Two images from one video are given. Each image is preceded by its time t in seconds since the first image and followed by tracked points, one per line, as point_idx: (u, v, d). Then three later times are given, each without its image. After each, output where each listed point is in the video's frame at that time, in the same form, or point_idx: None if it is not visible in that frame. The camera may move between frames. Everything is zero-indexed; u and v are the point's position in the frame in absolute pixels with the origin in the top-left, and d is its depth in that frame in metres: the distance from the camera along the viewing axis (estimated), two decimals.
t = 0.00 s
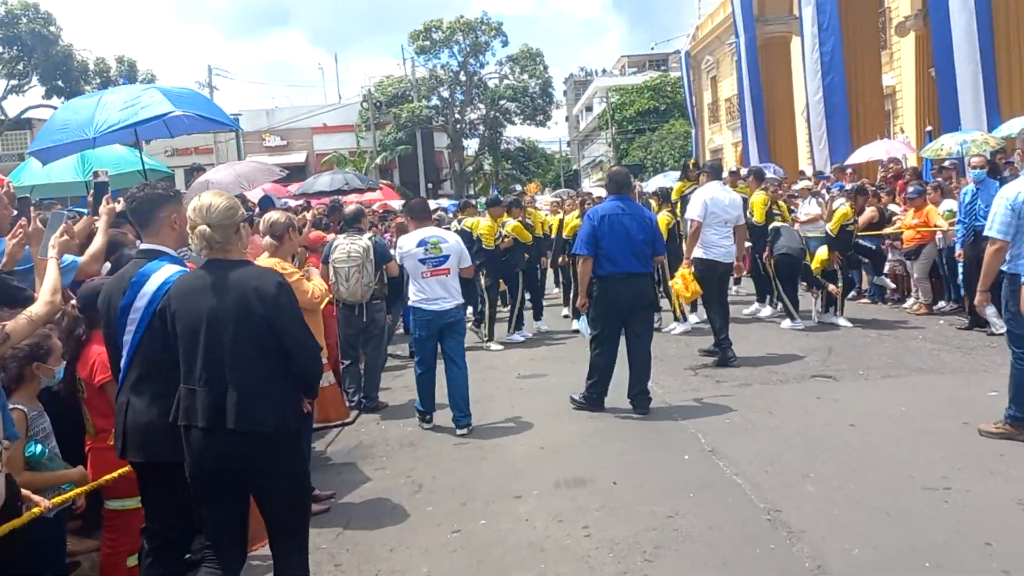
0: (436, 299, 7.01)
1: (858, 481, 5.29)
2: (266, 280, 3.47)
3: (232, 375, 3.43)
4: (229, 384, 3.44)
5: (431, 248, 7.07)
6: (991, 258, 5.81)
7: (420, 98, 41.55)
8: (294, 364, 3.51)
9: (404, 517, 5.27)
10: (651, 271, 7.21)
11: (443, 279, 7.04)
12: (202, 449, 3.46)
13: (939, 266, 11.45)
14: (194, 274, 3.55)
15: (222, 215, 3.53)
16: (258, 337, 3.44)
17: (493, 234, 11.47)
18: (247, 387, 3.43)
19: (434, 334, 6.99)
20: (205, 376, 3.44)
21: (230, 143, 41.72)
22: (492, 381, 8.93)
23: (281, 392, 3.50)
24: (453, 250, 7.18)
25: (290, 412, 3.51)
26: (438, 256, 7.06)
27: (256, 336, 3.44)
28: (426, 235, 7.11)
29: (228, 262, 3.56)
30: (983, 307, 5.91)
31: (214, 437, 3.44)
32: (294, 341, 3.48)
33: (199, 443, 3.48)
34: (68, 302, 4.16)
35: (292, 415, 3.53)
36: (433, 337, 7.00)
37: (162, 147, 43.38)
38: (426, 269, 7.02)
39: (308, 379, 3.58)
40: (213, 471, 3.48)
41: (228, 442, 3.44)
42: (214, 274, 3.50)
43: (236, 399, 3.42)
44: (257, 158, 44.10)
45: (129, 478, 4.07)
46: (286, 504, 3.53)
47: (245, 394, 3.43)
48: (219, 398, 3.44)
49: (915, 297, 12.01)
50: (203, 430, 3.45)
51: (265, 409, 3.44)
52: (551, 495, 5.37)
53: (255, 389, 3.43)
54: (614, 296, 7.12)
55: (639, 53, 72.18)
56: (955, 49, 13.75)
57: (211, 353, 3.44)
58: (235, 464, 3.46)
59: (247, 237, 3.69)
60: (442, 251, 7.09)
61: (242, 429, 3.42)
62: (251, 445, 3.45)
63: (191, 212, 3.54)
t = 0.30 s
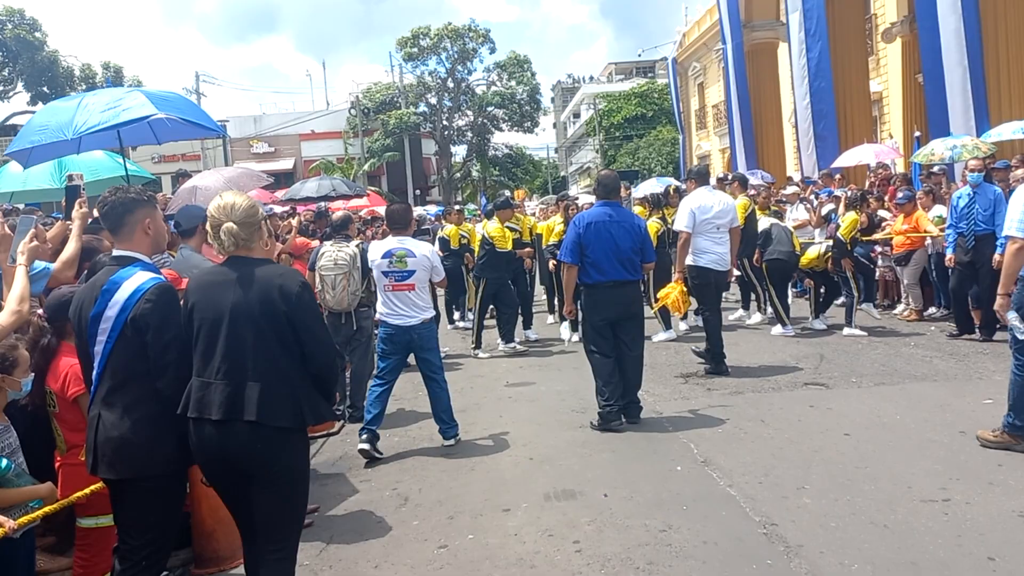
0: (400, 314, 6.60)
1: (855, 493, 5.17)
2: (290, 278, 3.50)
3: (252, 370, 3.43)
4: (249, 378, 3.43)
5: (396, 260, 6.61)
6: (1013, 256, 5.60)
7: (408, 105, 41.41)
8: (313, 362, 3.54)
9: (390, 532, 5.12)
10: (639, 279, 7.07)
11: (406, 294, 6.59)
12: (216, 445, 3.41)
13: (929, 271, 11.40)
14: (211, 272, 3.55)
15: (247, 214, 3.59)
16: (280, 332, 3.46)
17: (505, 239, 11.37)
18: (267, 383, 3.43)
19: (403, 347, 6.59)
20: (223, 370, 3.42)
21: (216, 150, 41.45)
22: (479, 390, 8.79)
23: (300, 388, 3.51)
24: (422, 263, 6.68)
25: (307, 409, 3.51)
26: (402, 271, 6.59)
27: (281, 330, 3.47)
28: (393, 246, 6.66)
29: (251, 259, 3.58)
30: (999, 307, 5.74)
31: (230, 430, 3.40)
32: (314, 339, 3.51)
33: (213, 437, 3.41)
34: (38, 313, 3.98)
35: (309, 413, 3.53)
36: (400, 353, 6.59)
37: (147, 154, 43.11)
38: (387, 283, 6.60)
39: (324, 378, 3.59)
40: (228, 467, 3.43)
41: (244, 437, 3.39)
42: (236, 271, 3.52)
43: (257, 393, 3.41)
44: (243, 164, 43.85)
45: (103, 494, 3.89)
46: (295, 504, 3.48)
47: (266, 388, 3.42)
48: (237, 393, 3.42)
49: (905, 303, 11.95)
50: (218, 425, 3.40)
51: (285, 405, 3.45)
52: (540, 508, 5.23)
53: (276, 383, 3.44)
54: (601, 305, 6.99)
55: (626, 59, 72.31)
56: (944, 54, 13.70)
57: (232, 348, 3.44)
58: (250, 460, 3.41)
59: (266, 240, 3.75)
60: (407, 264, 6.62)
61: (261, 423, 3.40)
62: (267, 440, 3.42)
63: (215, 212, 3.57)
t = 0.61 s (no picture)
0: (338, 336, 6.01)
1: (835, 511, 5.06)
2: (258, 296, 3.78)
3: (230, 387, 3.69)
4: (227, 396, 3.69)
5: (332, 277, 5.95)
6: (994, 274, 5.26)
7: (379, 115, 41.16)
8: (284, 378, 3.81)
9: (357, 556, 4.93)
10: (607, 292, 6.92)
11: (340, 317, 5.96)
12: (198, 459, 3.69)
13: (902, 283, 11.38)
14: (185, 292, 3.78)
15: (212, 234, 3.82)
16: (253, 348, 3.73)
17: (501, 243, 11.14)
18: (242, 395, 3.69)
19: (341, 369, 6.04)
20: (203, 388, 3.69)
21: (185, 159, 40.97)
22: (450, 405, 8.60)
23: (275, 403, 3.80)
24: (362, 282, 5.99)
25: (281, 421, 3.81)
26: (336, 290, 5.93)
27: (257, 349, 3.74)
28: (332, 260, 6.00)
29: (217, 278, 3.81)
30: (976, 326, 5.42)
31: (211, 443, 3.67)
32: (286, 357, 3.79)
33: (196, 451, 3.69)
34: None
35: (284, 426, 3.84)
36: (338, 376, 6.06)
37: (114, 163, 42.48)
38: (322, 301, 6.00)
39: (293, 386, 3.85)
40: (210, 480, 3.72)
41: (224, 447, 3.67)
42: (209, 292, 3.76)
43: (236, 410, 3.67)
44: (212, 174, 43.37)
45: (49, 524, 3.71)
46: (275, 505, 3.78)
47: (241, 401, 3.69)
48: (216, 406, 3.69)
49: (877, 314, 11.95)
50: (200, 437, 3.68)
51: (260, 415, 3.72)
52: (513, 530, 5.07)
53: (250, 395, 3.71)
54: (568, 318, 6.85)
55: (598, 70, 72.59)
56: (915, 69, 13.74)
57: (209, 367, 3.69)
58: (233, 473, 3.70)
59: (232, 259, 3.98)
60: (343, 283, 5.94)
61: (240, 434, 3.67)
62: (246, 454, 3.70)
63: (181, 232, 3.81)
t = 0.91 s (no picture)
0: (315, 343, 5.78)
1: (820, 518, 5.01)
2: (240, 288, 3.94)
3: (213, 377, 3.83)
4: (211, 384, 3.83)
5: (306, 282, 5.75)
6: (966, 289, 5.14)
7: (368, 117, 41.03)
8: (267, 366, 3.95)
9: (336, 562, 4.84)
10: (588, 295, 6.83)
11: (316, 322, 5.76)
12: (184, 445, 3.81)
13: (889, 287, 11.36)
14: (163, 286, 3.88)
15: (190, 229, 3.92)
16: (238, 338, 3.90)
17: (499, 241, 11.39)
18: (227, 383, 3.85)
19: (316, 380, 5.83)
20: (189, 376, 3.81)
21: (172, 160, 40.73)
22: (434, 409, 8.52)
23: (260, 390, 3.95)
24: (337, 285, 5.81)
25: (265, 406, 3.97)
26: (310, 295, 5.73)
27: (239, 339, 3.90)
28: (305, 264, 5.81)
29: (195, 271, 3.94)
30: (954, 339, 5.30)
31: (199, 429, 3.82)
32: (268, 345, 3.95)
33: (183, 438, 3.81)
34: None
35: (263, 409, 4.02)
36: (314, 384, 5.85)
37: (101, 163, 42.20)
38: (296, 307, 5.79)
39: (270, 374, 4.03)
40: (196, 465, 3.84)
41: (212, 433, 3.84)
42: (190, 284, 3.89)
43: (222, 395, 3.83)
44: (200, 175, 43.13)
45: (13, 532, 3.57)
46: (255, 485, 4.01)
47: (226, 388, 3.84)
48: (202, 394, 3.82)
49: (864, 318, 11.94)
50: (188, 425, 3.80)
51: (244, 401, 3.89)
52: (494, 536, 5.00)
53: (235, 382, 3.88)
54: (549, 322, 6.78)
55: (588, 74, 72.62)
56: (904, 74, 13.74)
57: (195, 357, 3.82)
58: (221, 455, 3.87)
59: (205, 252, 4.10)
60: (316, 287, 5.74)
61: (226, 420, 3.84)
62: (232, 437, 3.88)
63: (160, 227, 3.91)
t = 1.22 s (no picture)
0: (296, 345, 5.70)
1: (803, 526, 4.97)
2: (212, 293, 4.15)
3: (187, 377, 4.02)
4: (185, 380, 4.02)
5: (289, 283, 5.71)
6: (942, 301, 5.15)
7: (362, 118, 40.96)
8: (238, 370, 4.18)
9: (314, 567, 4.78)
10: (577, 300, 6.78)
11: (301, 322, 5.70)
12: (156, 440, 4.00)
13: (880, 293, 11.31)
14: (141, 290, 4.06)
15: (161, 239, 4.10)
16: (211, 340, 4.09)
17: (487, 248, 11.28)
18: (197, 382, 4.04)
19: (296, 384, 5.74)
20: (163, 373, 3.99)
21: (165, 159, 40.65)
22: (421, 412, 8.47)
23: (228, 390, 4.16)
24: (322, 285, 5.75)
25: (235, 407, 4.19)
26: (295, 295, 5.68)
27: (214, 343, 4.10)
28: (288, 264, 5.75)
29: (167, 277, 4.13)
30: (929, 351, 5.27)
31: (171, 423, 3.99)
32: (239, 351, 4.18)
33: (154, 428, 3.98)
34: None
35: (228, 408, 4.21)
36: (294, 389, 5.76)
37: (94, 162, 42.08)
38: (280, 309, 5.73)
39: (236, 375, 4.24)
40: (167, 459, 4.02)
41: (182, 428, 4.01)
42: (166, 288, 4.09)
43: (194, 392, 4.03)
44: (193, 175, 43.05)
45: None
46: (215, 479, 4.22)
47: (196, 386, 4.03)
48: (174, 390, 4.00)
49: (854, 324, 11.92)
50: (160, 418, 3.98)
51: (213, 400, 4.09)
52: (475, 543, 4.96)
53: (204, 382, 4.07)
54: (538, 327, 6.72)
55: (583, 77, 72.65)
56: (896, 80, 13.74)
57: (168, 355, 4.01)
58: (191, 451, 4.07)
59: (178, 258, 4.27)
60: (301, 288, 5.69)
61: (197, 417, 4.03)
62: (203, 434, 4.08)
63: (132, 237, 4.10)
